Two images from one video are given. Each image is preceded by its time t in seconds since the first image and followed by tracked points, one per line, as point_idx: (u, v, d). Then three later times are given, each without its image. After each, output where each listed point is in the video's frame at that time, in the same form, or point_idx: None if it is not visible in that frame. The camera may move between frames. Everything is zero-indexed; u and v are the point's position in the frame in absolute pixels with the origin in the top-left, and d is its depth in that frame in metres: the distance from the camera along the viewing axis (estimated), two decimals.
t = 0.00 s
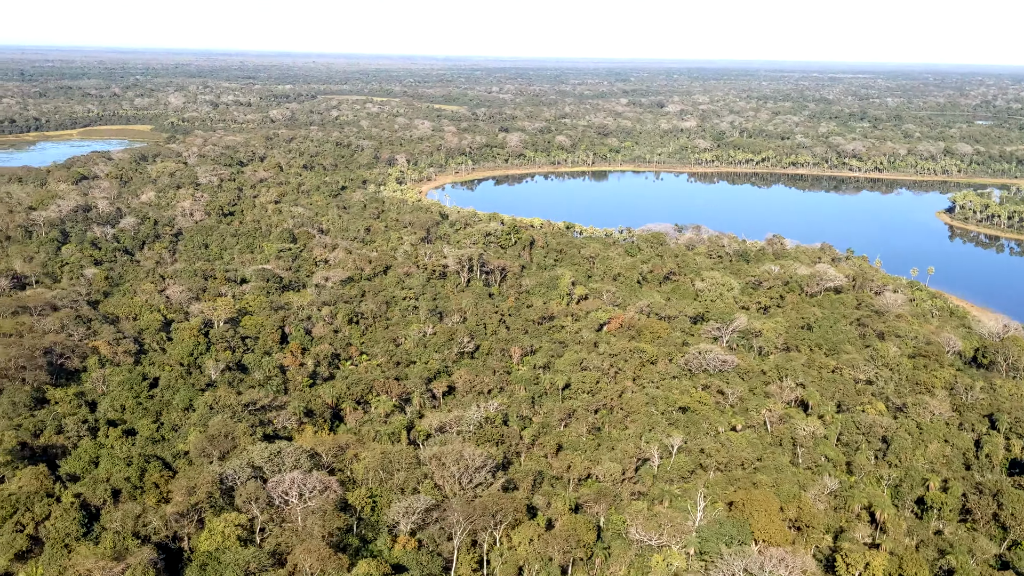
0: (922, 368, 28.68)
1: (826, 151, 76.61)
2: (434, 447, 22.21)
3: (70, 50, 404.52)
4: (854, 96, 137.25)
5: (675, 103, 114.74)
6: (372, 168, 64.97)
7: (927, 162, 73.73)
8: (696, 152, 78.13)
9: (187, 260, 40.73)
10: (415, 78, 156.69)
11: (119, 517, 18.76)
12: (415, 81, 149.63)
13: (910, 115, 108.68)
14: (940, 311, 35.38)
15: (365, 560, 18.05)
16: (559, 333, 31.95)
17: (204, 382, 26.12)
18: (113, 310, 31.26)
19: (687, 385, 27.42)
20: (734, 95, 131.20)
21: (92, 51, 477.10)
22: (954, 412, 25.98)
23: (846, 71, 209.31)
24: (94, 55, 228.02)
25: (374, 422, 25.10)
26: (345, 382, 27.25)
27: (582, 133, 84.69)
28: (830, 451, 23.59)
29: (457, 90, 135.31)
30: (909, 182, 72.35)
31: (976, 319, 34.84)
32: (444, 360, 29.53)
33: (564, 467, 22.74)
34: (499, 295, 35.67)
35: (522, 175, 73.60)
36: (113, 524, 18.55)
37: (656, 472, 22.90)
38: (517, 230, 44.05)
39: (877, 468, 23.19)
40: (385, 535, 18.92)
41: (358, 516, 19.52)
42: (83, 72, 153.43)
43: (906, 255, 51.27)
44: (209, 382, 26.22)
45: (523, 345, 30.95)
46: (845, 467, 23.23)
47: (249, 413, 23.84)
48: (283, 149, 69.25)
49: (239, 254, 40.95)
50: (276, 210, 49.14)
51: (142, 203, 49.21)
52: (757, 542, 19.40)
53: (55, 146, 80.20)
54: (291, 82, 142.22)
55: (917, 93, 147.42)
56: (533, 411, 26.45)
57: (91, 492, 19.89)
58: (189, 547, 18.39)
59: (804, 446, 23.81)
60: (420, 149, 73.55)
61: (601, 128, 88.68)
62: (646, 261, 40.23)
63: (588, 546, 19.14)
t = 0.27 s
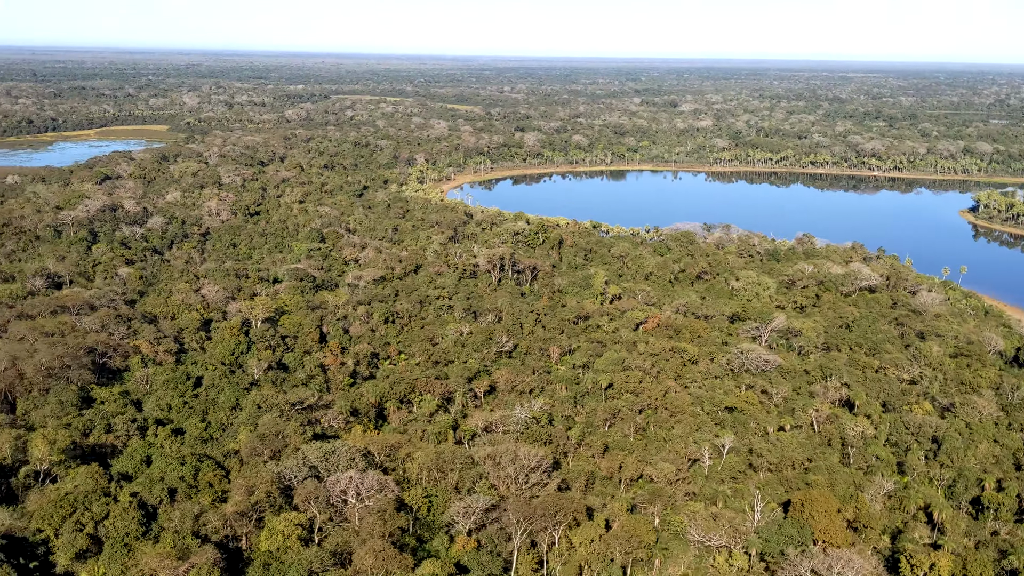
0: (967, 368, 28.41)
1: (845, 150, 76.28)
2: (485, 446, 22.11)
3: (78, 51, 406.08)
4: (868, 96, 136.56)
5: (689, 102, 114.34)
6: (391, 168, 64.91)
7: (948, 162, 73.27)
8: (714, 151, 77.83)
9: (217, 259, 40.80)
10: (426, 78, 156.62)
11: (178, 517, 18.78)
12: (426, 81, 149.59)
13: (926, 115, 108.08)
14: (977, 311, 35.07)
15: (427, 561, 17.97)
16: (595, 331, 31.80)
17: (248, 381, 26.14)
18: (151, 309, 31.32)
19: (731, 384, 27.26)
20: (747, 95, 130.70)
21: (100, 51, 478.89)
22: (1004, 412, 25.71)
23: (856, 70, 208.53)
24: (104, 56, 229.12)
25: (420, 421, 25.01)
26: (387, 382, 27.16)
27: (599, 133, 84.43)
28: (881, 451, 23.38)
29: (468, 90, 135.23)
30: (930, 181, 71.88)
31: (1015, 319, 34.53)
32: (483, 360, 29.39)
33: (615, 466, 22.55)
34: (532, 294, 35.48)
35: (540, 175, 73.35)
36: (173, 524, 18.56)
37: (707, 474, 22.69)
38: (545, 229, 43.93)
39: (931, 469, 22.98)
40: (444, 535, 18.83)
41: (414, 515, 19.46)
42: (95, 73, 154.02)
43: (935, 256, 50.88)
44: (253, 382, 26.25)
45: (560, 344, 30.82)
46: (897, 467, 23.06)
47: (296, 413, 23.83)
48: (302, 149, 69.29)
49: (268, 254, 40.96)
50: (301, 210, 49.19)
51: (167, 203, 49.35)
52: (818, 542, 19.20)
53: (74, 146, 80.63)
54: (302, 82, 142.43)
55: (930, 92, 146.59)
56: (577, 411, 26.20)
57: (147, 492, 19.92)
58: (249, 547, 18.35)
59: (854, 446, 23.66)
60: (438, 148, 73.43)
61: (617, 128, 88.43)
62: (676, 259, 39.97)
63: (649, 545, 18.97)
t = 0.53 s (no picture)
0: (1010, 367, 28.14)
1: (861, 151, 76.10)
2: (535, 449, 22.01)
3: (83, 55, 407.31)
4: (877, 96, 136.36)
5: (699, 103, 114.23)
6: (409, 170, 64.87)
7: (965, 162, 72.99)
8: (729, 152, 77.70)
9: (244, 262, 40.81)
10: (434, 81, 156.74)
11: (235, 521, 18.72)
12: (434, 84, 149.72)
13: (938, 115, 107.86)
14: (1012, 312, 34.86)
15: (487, 565, 17.83)
16: (630, 332, 31.63)
17: (289, 384, 26.07)
18: (186, 312, 31.32)
19: (773, 386, 27.13)
20: (756, 96, 130.52)
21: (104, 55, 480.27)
22: None
23: (863, 71, 208.25)
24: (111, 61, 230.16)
25: (463, 423, 24.88)
26: (427, 384, 27.03)
27: (612, 134, 84.34)
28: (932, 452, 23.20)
29: (477, 92, 135.26)
30: (947, 181, 71.65)
31: None
32: (521, 361, 29.23)
33: (666, 468, 22.32)
34: (564, 294, 35.30)
35: (556, 176, 73.22)
36: (231, 527, 18.51)
37: (757, 476, 22.50)
38: (570, 230, 43.82)
39: (983, 469, 22.63)
40: (502, 538, 18.67)
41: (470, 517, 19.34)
42: (103, 77, 154.50)
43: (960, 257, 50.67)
44: (294, 384, 26.19)
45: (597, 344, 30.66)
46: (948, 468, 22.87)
47: (342, 416, 23.76)
48: (318, 152, 69.33)
49: (295, 257, 40.96)
50: (324, 212, 49.18)
51: (190, 206, 49.42)
52: (878, 543, 19.02)
53: (89, 150, 80.86)
54: (311, 85, 142.62)
55: (939, 92, 146.24)
56: (619, 413, 26.00)
57: (201, 495, 19.90)
58: (307, 550, 18.27)
59: (903, 447, 23.49)
60: (453, 150, 73.38)
61: (631, 129, 88.32)
62: (704, 259, 39.83)
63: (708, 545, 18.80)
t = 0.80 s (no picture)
0: None
1: (879, 150, 75.84)
2: (586, 450, 21.92)
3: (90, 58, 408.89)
4: (889, 95, 136.00)
5: (712, 103, 114.05)
6: (428, 170, 64.88)
7: (985, 161, 72.63)
8: (746, 152, 77.53)
9: (273, 264, 40.85)
10: (444, 82, 156.87)
11: (292, 522, 18.68)
12: (445, 85, 149.86)
13: (953, 114, 107.51)
14: None
15: (549, 566, 17.73)
16: (667, 332, 31.50)
17: (332, 385, 26.05)
18: (223, 312, 31.37)
19: (816, 387, 27.01)
20: (768, 95, 130.25)
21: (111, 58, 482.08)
22: None
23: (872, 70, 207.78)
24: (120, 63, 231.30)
25: (508, 423, 24.79)
26: (470, 383, 26.94)
27: (628, 135, 84.23)
28: (984, 452, 23.00)
29: (487, 93, 135.34)
30: (967, 180, 71.32)
31: None
32: (560, 361, 29.10)
33: (717, 470, 22.18)
34: (597, 294, 35.20)
35: (574, 176, 73.10)
36: (291, 528, 18.49)
37: (808, 477, 22.42)
38: (597, 230, 43.72)
39: None
40: (561, 539, 18.58)
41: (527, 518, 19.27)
42: (115, 79, 155.11)
43: (987, 258, 50.38)
44: (337, 385, 26.17)
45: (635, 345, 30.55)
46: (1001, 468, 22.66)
47: (389, 417, 23.72)
48: (337, 153, 69.41)
49: (323, 258, 40.98)
50: (348, 213, 49.22)
51: (214, 207, 49.56)
52: (938, 544, 18.85)
53: (106, 151, 81.17)
54: (321, 87, 142.88)
55: (951, 91, 145.72)
56: (664, 413, 25.87)
57: (257, 495, 19.85)
58: (367, 550, 18.22)
59: (954, 447, 23.31)
60: (470, 151, 73.37)
61: (646, 129, 88.21)
62: (734, 259, 39.69)
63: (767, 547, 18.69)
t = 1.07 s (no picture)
0: None
1: (895, 151, 75.67)
2: (635, 449, 21.79)
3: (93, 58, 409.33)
4: (898, 96, 135.83)
5: (722, 103, 113.90)
6: (444, 170, 64.77)
7: (1001, 161, 72.41)
8: (761, 152, 77.39)
9: (298, 263, 40.79)
10: (451, 82, 156.82)
11: (346, 522, 18.61)
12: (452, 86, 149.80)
13: (964, 114, 107.30)
14: None
15: (608, 566, 17.59)
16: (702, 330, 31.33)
17: (371, 385, 25.95)
18: (255, 312, 31.29)
19: (857, 387, 26.88)
20: (777, 95, 130.04)
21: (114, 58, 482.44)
22: None
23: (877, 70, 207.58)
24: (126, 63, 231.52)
25: (550, 422, 24.63)
26: (509, 383, 26.80)
27: (641, 134, 84.11)
28: None
29: (495, 93, 135.28)
30: (984, 180, 71.13)
31: None
32: (597, 359, 28.96)
33: (766, 470, 22.02)
34: (628, 294, 35.05)
35: (589, 176, 72.94)
36: (346, 528, 18.39)
37: (857, 478, 22.24)
38: (622, 230, 43.59)
39: None
40: (617, 539, 18.46)
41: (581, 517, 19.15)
42: (122, 79, 155.20)
43: (1012, 259, 50.15)
44: (376, 385, 26.07)
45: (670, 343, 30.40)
46: None
47: (432, 417, 23.62)
48: (352, 153, 69.34)
49: (349, 258, 40.90)
50: (369, 213, 49.14)
51: (236, 207, 49.53)
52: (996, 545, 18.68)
53: (119, 151, 81.16)
54: (329, 87, 142.87)
55: (960, 91, 145.58)
56: (705, 412, 25.73)
57: (308, 495, 19.77)
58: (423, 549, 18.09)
59: (1001, 447, 23.15)
60: (485, 151, 73.27)
61: (659, 129, 88.07)
62: (762, 258, 39.56)
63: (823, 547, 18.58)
